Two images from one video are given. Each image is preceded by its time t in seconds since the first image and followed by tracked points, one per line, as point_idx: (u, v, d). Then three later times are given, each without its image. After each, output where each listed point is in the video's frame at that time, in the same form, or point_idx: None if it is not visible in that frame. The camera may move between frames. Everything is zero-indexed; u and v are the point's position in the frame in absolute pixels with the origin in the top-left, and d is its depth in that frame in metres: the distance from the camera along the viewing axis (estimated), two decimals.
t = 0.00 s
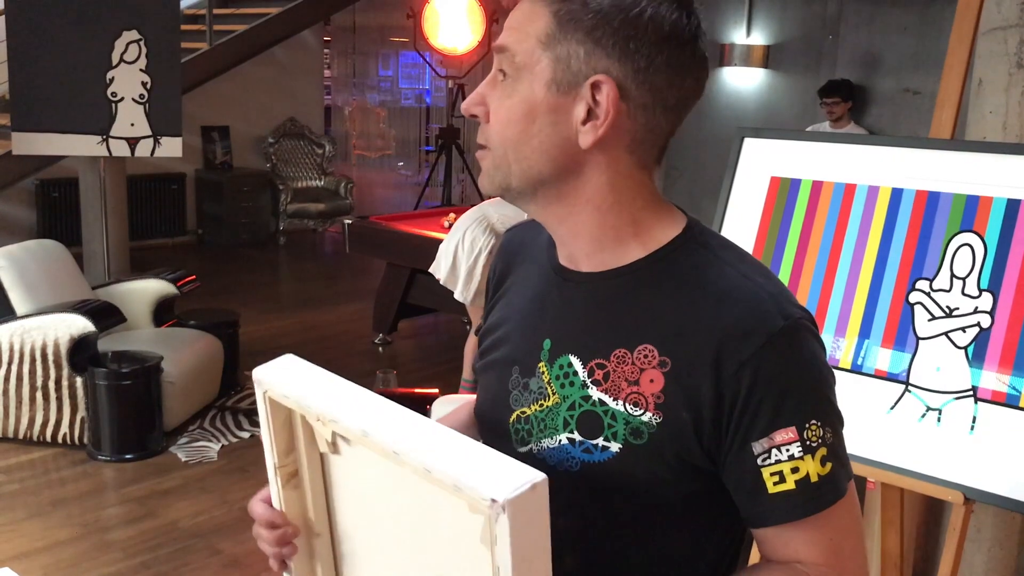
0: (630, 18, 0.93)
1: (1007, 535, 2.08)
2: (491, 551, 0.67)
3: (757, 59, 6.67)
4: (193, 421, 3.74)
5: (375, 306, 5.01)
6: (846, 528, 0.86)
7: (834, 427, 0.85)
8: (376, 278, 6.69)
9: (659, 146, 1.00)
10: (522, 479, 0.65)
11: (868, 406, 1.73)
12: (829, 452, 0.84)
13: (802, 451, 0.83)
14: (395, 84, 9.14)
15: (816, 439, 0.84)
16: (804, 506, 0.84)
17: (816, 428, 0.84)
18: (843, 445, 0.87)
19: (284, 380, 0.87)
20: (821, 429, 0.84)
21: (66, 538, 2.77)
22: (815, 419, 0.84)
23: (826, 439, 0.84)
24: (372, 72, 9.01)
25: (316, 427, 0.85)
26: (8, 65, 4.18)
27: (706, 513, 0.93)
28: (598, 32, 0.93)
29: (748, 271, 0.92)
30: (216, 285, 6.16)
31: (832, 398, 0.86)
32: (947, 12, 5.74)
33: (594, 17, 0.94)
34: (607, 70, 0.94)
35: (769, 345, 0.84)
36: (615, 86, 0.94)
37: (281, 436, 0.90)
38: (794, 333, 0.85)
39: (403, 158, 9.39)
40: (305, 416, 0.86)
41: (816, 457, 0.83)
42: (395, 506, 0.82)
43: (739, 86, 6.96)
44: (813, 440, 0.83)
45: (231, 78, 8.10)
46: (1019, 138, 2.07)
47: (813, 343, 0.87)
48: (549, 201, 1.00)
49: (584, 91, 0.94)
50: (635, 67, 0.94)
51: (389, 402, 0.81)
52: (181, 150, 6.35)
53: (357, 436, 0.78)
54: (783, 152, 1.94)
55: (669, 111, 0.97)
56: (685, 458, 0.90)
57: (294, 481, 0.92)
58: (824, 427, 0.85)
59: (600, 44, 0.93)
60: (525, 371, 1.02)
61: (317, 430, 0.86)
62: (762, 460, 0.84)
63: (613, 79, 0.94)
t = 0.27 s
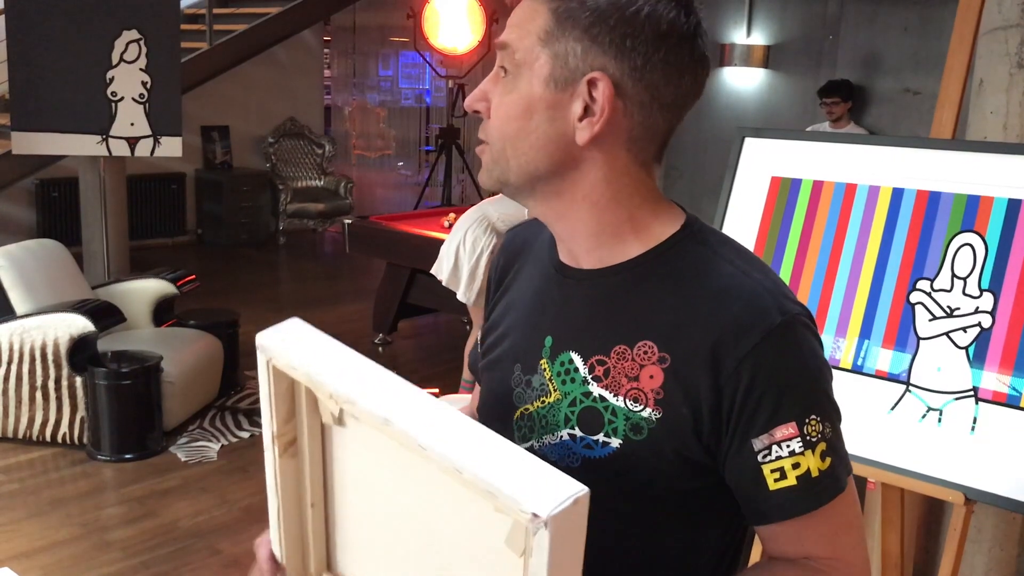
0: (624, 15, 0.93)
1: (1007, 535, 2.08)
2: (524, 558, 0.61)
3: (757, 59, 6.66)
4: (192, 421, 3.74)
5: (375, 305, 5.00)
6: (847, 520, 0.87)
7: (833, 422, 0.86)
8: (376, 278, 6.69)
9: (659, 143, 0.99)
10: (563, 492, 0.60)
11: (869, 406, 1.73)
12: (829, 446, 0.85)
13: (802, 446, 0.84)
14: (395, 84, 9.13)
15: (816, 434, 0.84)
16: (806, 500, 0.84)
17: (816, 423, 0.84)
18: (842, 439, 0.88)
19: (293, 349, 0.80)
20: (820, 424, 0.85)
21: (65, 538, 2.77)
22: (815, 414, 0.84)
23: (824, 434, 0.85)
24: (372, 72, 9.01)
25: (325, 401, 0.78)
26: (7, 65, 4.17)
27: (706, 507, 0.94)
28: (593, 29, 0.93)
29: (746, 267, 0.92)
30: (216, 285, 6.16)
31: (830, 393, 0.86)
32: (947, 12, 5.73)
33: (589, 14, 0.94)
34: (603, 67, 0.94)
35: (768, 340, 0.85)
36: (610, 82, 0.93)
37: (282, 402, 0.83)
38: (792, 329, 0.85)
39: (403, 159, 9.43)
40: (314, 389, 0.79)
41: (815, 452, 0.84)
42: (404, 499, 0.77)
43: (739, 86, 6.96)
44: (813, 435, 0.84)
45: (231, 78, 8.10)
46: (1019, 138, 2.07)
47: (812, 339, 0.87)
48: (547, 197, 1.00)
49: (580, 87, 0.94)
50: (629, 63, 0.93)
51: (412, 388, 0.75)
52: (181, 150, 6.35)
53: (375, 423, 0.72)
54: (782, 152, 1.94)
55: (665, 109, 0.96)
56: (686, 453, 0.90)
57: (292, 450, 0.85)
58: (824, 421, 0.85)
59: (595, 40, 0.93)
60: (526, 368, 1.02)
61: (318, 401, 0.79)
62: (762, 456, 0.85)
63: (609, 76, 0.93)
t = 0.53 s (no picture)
0: (652, 19, 0.94)
1: (1006, 536, 2.08)
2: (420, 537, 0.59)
3: (757, 60, 6.66)
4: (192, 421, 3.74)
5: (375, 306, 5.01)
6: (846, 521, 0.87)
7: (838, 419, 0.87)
8: (375, 279, 6.69)
9: (671, 146, 1.01)
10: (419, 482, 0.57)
11: (868, 407, 1.73)
12: (835, 445, 0.86)
13: (805, 440, 0.85)
14: (395, 85, 9.07)
15: (821, 430, 0.85)
16: (806, 497, 0.85)
17: (821, 418, 0.85)
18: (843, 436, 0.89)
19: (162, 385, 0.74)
20: (826, 421, 0.86)
21: (65, 538, 2.77)
22: (820, 410, 0.85)
23: (831, 431, 0.86)
24: (372, 73, 9.01)
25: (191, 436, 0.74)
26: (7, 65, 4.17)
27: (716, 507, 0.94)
28: (621, 33, 0.95)
29: (755, 263, 0.93)
30: (216, 285, 6.16)
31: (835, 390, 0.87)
32: (948, 13, 5.74)
33: (618, 16, 0.95)
34: (631, 69, 0.95)
35: (778, 330, 0.86)
36: (642, 86, 0.95)
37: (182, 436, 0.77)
38: (800, 322, 0.87)
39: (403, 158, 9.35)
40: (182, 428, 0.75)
41: (819, 447, 0.85)
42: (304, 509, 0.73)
43: (738, 85, 6.96)
44: (817, 430, 0.85)
45: (231, 78, 8.10)
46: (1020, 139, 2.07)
47: (818, 335, 0.88)
48: (562, 197, 1.00)
49: (608, 90, 0.95)
50: (659, 67, 0.95)
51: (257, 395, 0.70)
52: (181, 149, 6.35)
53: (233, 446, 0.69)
54: (783, 152, 1.94)
55: (682, 113, 0.99)
56: (701, 451, 0.90)
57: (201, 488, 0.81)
58: (829, 419, 0.87)
59: (626, 44, 0.95)
60: (536, 367, 1.03)
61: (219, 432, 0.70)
62: (765, 449, 0.85)
63: (638, 78, 0.95)
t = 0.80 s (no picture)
0: (671, 21, 0.97)
1: (1010, 537, 2.08)
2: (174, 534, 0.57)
3: (758, 61, 6.65)
4: (195, 421, 3.74)
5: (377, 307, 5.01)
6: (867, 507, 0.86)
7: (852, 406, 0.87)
8: (376, 280, 6.69)
9: (675, 146, 1.03)
10: (159, 471, 0.57)
11: (872, 409, 1.74)
12: (851, 431, 0.86)
13: (824, 428, 0.85)
14: (396, 86, 9.11)
15: (838, 417, 0.85)
16: (828, 484, 0.85)
17: (837, 406, 0.85)
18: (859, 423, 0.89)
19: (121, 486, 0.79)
20: (841, 407, 0.86)
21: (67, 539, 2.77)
22: (835, 398, 0.86)
23: (846, 418, 0.86)
24: (373, 74, 9.01)
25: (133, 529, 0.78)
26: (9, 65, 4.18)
27: (723, 504, 0.94)
28: (645, 33, 0.97)
29: (761, 258, 0.94)
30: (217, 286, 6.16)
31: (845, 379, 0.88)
32: (949, 14, 5.74)
33: (639, 16, 0.97)
34: (654, 68, 0.97)
35: (786, 323, 0.86)
36: (663, 85, 0.97)
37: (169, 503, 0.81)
38: (807, 314, 0.87)
39: (404, 159, 9.37)
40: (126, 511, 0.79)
41: (838, 434, 0.85)
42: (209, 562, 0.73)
43: (738, 86, 6.96)
44: (835, 418, 0.85)
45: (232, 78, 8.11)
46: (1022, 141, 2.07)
47: (825, 325, 0.89)
48: (575, 195, 1.01)
49: (630, 88, 0.97)
50: (677, 69, 0.98)
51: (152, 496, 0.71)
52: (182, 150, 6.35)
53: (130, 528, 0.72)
54: (786, 154, 1.94)
55: (691, 115, 1.02)
56: (712, 447, 0.91)
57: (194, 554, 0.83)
58: (844, 405, 0.86)
59: (650, 44, 0.97)
60: (543, 369, 1.03)
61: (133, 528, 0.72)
62: (784, 440, 0.86)
63: (661, 78, 0.97)
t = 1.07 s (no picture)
0: (673, 26, 0.98)
1: (1011, 539, 2.08)
2: None
3: (760, 64, 6.66)
4: (197, 423, 3.74)
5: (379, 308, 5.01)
6: (865, 504, 0.87)
7: (851, 404, 0.87)
8: (378, 281, 6.69)
9: (677, 148, 1.03)
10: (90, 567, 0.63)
11: (873, 411, 1.75)
12: (846, 429, 0.86)
13: (823, 427, 0.85)
14: (398, 87, 8.97)
15: (834, 415, 0.85)
16: (827, 484, 0.85)
17: (834, 405, 0.85)
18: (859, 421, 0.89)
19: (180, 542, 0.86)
20: (837, 406, 0.86)
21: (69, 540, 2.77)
22: (833, 397, 0.86)
23: (842, 415, 0.86)
24: (375, 76, 9.02)
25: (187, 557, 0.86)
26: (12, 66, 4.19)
27: (722, 502, 0.94)
28: (650, 36, 0.97)
29: (759, 258, 0.94)
30: (219, 288, 6.17)
31: (845, 378, 0.88)
32: (951, 17, 5.75)
33: (644, 20, 0.97)
34: (658, 71, 0.98)
35: (784, 325, 0.87)
36: (667, 87, 0.97)
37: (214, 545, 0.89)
38: (805, 315, 0.87)
39: (406, 161, 9.19)
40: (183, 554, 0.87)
41: (835, 433, 0.85)
42: None
43: (739, 88, 6.96)
44: (831, 417, 0.85)
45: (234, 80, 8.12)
46: None
47: (823, 325, 0.89)
48: (578, 195, 1.01)
49: (635, 90, 0.97)
50: (679, 72, 0.99)
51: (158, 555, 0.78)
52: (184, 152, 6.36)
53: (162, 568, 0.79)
54: (789, 156, 1.95)
55: (693, 118, 1.02)
56: (714, 444, 0.91)
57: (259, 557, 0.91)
58: (842, 404, 0.86)
59: (654, 48, 0.97)
60: (546, 369, 1.03)
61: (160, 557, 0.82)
62: (785, 439, 0.86)
63: (665, 81, 0.97)
